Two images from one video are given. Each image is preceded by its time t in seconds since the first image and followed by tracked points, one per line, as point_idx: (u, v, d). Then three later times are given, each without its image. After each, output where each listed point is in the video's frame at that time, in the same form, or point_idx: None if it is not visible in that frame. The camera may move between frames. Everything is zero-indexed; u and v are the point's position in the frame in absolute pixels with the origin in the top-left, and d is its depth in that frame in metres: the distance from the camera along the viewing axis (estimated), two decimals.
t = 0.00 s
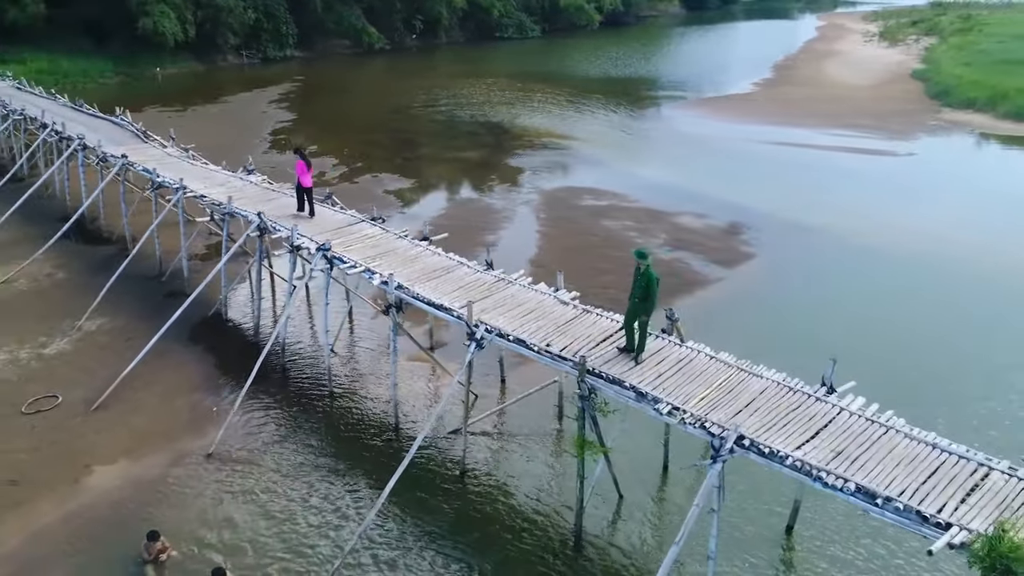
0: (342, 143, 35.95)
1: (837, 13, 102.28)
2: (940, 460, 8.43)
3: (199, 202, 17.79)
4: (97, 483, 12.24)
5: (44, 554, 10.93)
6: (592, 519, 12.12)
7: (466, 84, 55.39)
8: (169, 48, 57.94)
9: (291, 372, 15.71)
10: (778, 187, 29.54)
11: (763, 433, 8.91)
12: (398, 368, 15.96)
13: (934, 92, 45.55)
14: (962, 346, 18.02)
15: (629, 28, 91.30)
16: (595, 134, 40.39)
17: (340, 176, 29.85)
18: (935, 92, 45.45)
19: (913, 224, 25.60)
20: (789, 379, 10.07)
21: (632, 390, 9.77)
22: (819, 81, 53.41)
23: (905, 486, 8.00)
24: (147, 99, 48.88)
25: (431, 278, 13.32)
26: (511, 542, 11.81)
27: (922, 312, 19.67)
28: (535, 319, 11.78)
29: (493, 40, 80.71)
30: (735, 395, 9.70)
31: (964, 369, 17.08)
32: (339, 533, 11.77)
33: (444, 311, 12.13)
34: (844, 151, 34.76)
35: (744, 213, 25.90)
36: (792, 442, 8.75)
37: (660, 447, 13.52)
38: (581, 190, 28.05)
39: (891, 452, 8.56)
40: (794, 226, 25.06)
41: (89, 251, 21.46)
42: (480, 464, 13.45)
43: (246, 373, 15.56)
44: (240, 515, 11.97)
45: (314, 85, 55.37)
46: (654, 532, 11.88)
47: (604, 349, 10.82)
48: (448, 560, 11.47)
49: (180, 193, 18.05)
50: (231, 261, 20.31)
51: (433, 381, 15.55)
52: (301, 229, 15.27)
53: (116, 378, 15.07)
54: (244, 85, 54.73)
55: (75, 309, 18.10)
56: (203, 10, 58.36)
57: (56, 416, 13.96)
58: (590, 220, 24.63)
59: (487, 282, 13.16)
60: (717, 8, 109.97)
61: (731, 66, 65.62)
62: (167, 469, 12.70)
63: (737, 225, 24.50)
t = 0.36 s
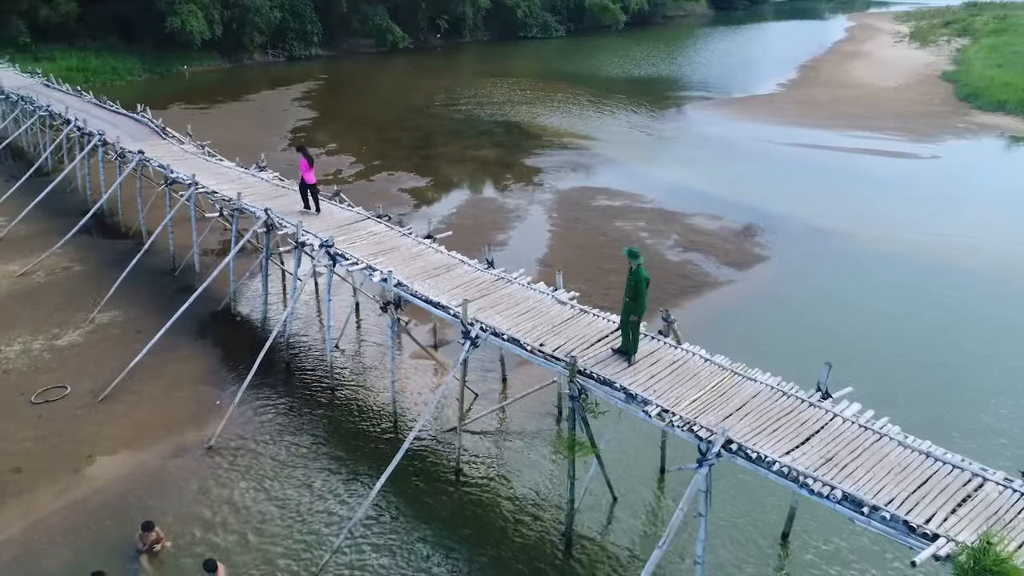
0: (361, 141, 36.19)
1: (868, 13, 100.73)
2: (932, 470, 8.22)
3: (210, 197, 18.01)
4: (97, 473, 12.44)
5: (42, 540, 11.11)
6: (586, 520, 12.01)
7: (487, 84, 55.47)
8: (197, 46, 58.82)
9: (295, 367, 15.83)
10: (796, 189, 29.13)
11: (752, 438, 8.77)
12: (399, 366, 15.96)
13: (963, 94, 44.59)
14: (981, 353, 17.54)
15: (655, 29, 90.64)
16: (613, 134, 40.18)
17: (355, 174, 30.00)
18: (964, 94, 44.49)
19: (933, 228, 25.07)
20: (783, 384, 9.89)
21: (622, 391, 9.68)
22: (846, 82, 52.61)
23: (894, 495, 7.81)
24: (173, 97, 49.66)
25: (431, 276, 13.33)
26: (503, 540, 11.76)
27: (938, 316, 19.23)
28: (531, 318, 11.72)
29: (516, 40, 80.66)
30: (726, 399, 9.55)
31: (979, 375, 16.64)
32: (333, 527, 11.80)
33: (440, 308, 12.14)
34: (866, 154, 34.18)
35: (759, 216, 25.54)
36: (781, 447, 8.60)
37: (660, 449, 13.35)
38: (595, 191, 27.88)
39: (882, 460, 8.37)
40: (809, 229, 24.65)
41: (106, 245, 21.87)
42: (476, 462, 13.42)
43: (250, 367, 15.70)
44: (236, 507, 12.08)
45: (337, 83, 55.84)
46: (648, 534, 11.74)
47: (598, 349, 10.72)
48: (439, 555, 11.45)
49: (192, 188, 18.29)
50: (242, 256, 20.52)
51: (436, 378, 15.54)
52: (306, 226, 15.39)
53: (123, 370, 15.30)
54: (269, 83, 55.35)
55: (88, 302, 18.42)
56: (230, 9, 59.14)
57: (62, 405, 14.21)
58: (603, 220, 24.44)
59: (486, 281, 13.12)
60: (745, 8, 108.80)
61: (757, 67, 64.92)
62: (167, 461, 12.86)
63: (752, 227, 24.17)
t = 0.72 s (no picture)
0: (379, 140, 36.35)
1: (900, 14, 98.85)
2: (923, 479, 8.01)
3: (220, 194, 18.20)
4: (98, 463, 12.62)
5: (41, 527, 11.31)
6: (579, 520, 11.90)
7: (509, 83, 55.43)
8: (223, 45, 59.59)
9: (297, 362, 15.92)
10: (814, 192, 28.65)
11: (739, 443, 8.63)
12: (402, 364, 15.98)
13: (993, 97, 43.55)
14: (997, 361, 17.10)
15: (680, 29, 89.86)
16: (632, 135, 39.90)
17: (370, 172, 30.14)
18: (995, 97, 43.44)
19: (954, 232, 24.49)
20: (776, 389, 9.72)
21: (611, 392, 9.58)
22: (873, 83, 51.66)
23: (881, 504, 7.63)
24: (198, 95, 50.35)
25: (430, 274, 13.32)
26: (495, 538, 11.71)
27: (953, 321, 18.80)
28: (526, 318, 11.66)
29: (540, 40, 80.51)
30: (716, 403, 9.41)
31: (992, 383, 16.22)
32: (326, 522, 11.84)
33: (437, 307, 12.12)
34: (889, 156, 33.53)
35: (774, 218, 25.18)
36: (768, 453, 8.45)
37: (658, 452, 13.16)
38: (609, 191, 27.70)
39: (871, 468, 8.18)
40: (825, 232, 24.22)
41: (122, 239, 22.21)
42: (472, 460, 13.38)
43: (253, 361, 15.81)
44: (231, 500, 12.17)
45: (359, 82, 56.20)
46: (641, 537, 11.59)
47: (591, 351, 10.61)
48: (429, 551, 11.43)
49: (203, 184, 18.51)
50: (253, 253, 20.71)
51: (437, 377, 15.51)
52: (311, 223, 15.48)
53: (130, 362, 15.51)
54: (292, 82, 55.90)
55: (101, 294, 18.72)
56: (256, 9, 59.85)
57: (69, 396, 14.45)
58: (615, 221, 24.26)
59: (485, 280, 13.08)
60: (775, 9, 107.39)
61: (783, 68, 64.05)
62: (167, 452, 13.01)
63: (766, 229, 23.81)
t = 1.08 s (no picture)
0: (394, 139, 36.49)
1: (930, 14, 97.02)
2: (907, 488, 7.82)
3: (228, 190, 18.38)
4: (96, 454, 12.79)
5: (36, 515, 11.48)
6: (568, 520, 11.82)
7: (528, 83, 55.39)
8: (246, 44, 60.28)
9: (297, 357, 15.99)
10: (829, 194, 28.21)
11: (722, 447, 8.48)
12: (401, 362, 15.98)
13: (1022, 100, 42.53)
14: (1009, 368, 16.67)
15: (705, 29, 89.08)
16: (648, 136, 39.63)
17: (384, 170, 30.27)
18: None
19: (972, 236, 23.95)
20: (765, 393, 9.55)
21: (596, 394, 9.49)
22: (898, 85, 50.74)
23: (861, 512, 7.46)
24: (221, 93, 50.97)
25: (426, 272, 13.31)
26: (484, 535, 11.67)
27: (973, 330, 18.20)
28: (518, 317, 11.60)
29: (562, 40, 80.31)
30: (702, 407, 9.28)
31: (1002, 391, 15.80)
32: (316, 516, 11.88)
33: (430, 305, 12.11)
34: (909, 159, 32.92)
35: (787, 220, 24.84)
36: (750, 457, 8.31)
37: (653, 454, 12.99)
38: (621, 191, 27.52)
39: (855, 475, 8.00)
40: (839, 235, 23.82)
41: (135, 234, 22.53)
42: (465, 458, 13.34)
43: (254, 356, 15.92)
44: (224, 494, 12.26)
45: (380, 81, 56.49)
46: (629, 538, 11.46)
47: (580, 352, 10.52)
48: (417, 548, 11.40)
49: (212, 180, 18.71)
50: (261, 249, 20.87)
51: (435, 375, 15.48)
52: (314, 220, 15.58)
53: (133, 355, 15.71)
54: (314, 80, 56.38)
55: (111, 288, 19.00)
56: (280, 9, 60.46)
57: (73, 387, 14.68)
58: (625, 221, 24.10)
59: (481, 279, 13.04)
60: (802, 9, 106.04)
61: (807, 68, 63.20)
62: (163, 445, 13.14)
63: (777, 232, 23.48)
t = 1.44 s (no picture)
0: (409, 137, 36.64)
1: (959, 15, 95.30)
2: (888, 495, 7.68)
3: (234, 186, 18.58)
4: (93, 445, 12.98)
5: (32, 504, 11.67)
6: (556, 519, 11.76)
7: (546, 83, 55.29)
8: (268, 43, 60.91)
9: (297, 352, 16.07)
10: (843, 196, 27.79)
11: (701, 449, 8.36)
12: (399, 358, 15.99)
13: None
14: (1019, 375, 16.30)
15: (727, 29, 88.36)
16: (663, 136, 39.37)
17: (396, 168, 30.41)
18: None
19: (987, 239, 23.48)
20: (751, 395, 9.41)
21: (579, 394, 9.41)
22: (922, 86, 49.90)
23: (838, 518, 7.32)
24: (241, 91, 51.54)
25: (422, 270, 13.31)
26: (471, 532, 11.65)
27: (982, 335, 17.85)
28: (509, 316, 11.56)
29: (582, 40, 80.12)
30: (685, 409, 9.16)
31: (1011, 399, 15.44)
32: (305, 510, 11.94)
33: (422, 302, 12.12)
34: (928, 162, 32.35)
35: (797, 222, 24.54)
36: (729, 460, 8.18)
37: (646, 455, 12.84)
38: (632, 192, 27.38)
39: (835, 481, 7.86)
40: (850, 237, 23.43)
41: (147, 229, 22.85)
42: (457, 455, 13.30)
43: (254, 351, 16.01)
44: (216, 487, 12.36)
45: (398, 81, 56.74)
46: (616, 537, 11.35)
47: (567, 351, 10.45)
48: (403, 544, 11.39)
49: (219, 177, 18.93)
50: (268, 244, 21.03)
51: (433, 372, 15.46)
52: (315, 218, 15.69)
53: (136, 348, 15.92)
54: (333, 79, 56.79)
55: (120, 282, 19.28)
56: (302, 8, 61.04)
57: (76, 379, 14.92)
58: (633, 222, 23.99)
59: (475, 278, 13.01)
60: (828, 10, 104.83)
61: (830, 69, 62.38)
62: (159, 438, 13.29)
63: (787, 234, 23.18)
